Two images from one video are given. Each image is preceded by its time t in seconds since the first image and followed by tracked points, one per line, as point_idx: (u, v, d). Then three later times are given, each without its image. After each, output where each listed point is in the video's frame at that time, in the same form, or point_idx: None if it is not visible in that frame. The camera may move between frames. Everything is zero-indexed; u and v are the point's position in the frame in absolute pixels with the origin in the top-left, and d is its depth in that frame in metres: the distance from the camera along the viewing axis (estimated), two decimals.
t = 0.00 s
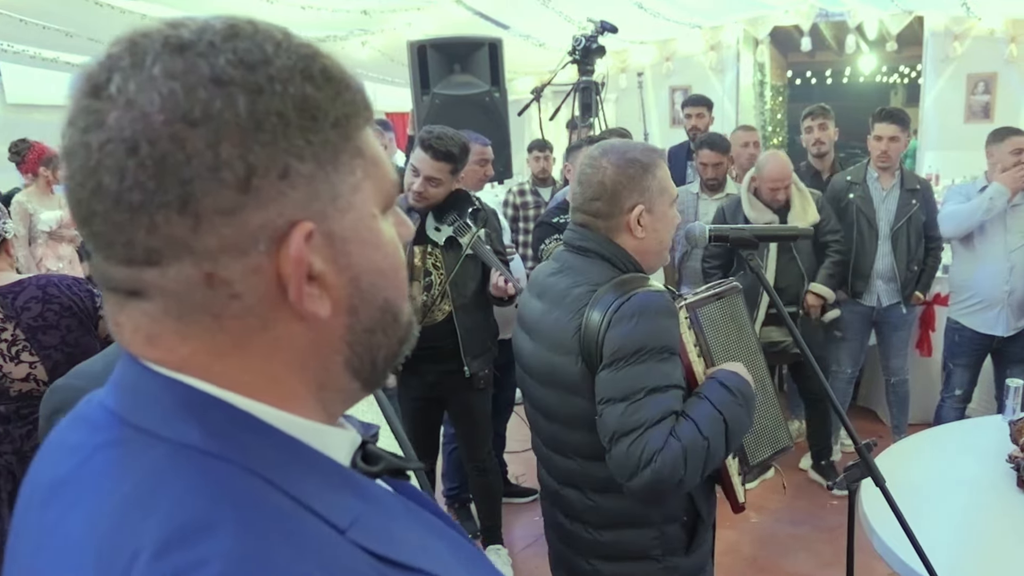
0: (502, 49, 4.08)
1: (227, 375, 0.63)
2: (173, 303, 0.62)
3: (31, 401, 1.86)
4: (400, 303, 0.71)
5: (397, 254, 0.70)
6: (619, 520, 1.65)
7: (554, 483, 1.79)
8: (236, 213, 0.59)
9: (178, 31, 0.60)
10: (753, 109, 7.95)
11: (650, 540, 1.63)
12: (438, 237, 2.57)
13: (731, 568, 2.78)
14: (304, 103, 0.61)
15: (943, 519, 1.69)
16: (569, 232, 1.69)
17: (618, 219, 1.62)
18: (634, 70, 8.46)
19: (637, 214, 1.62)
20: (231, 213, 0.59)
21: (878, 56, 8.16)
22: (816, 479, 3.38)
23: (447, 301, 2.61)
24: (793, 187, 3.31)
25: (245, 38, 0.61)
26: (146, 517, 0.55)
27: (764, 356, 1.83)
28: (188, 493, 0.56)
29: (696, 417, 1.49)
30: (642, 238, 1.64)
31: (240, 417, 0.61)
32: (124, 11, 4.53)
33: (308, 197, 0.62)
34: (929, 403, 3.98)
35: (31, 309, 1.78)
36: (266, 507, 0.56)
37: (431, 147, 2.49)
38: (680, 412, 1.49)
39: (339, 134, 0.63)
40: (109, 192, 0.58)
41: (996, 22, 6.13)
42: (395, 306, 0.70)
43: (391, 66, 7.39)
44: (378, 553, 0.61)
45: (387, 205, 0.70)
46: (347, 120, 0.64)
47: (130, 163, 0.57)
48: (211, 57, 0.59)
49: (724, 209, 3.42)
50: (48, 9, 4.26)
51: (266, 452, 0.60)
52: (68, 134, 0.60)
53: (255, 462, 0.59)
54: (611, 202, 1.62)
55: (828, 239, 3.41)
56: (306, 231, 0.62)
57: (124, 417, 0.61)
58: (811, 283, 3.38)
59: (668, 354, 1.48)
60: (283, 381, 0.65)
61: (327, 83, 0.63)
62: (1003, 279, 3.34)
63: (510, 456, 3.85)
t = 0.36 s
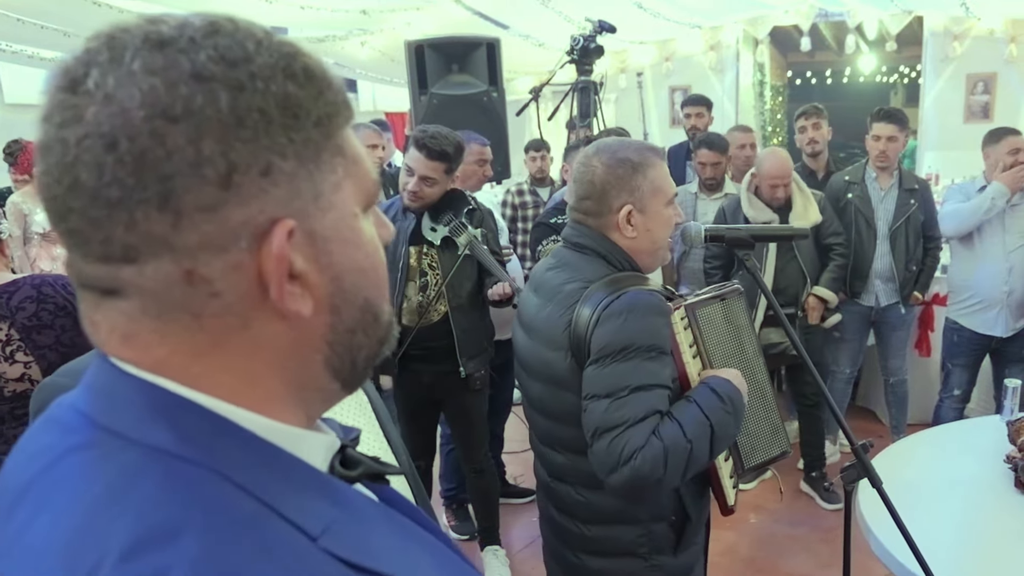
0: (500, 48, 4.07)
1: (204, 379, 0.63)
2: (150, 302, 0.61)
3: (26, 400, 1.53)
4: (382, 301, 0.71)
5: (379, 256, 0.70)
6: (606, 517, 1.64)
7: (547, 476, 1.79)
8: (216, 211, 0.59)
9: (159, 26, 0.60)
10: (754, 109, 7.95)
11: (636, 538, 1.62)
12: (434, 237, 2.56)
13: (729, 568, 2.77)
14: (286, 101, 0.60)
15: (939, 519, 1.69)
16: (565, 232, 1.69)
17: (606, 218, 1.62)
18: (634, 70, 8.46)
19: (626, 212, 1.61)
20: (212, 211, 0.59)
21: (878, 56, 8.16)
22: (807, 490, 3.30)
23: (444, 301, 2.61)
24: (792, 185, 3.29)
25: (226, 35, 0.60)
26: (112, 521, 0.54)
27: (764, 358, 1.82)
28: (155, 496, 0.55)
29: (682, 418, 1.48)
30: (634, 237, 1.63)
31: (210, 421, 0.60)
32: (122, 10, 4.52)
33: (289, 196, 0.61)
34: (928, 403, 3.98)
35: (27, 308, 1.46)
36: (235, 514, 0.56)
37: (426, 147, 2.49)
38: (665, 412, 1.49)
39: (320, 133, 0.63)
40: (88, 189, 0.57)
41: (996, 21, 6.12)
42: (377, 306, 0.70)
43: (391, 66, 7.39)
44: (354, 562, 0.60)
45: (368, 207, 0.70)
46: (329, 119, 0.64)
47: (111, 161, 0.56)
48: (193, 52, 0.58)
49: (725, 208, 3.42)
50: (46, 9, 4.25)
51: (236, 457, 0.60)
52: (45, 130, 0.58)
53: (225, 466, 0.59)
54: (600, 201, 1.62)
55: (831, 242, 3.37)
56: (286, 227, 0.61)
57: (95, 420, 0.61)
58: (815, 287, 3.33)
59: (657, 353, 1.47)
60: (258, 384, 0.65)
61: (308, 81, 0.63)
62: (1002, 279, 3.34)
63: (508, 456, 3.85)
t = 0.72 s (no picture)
0: (497, 49, 4.07)
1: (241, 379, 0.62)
2: (224, 292, 0.60)
3: (22, 400, 1.44)
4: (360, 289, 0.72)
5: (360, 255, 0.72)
6: (598, 511, 1.65)
7: (544, 470, 1.79)
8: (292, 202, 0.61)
9: (170, 31, 0.60)
10: (751, 109, 7.96)
11: (628, 533, 1.62)
12: (431, 237, 2.56)
13: (726, 568, 2.78)
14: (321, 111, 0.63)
15: (936, 519, 1.69)
16: (566, 230, 1.70)
17: (602, 215, 1.63)
18: (632, 70, 8.46)
19: (619, 211, 1.61)
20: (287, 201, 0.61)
21: (876, 57, 8.16)
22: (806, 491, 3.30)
23: (440, 301, 2.61)
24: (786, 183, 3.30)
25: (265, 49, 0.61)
26: (133, 515, 0.54)
27: (762, 359, 1.82)
28: (170, 491, 0.54)
29: (673, 414, 1.48)
30: (628, 236, 1.63)
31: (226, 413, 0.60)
32: (120, 10, 4.52)
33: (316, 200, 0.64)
34: (925, 402, 3.98)
35: (23, 308, 1.41)
36: (258, 504, 0.56)
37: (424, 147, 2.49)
38: (656, 407, 1.49)
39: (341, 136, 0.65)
40: (182, 183, 0.56)
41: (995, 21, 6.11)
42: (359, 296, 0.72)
43: (388, 66, 7.38)
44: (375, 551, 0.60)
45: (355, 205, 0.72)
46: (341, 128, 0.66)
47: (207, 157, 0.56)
48: (209, 54, 0.58)
49: (720, 207, 3.42)
50: (43, 9, 4.25)
51: (245, 449, 0.59)
52: (105, 126, 0.55)
53: (236, 458, 0.58)
54: (594, 199, 1.63)
55: (825, 242, 3.37)
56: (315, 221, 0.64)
57: (100, 415, 0.59)
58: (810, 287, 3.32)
59: (649, 347, 1.48)
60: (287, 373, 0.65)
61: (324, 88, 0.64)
62: (999, 279, 3.34)
63: (506, 456, 3.85)
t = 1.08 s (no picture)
0: (496, 49, 4.07)
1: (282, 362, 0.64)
2: (277, 274, 0.61)
3: (22, 401, 1.43)
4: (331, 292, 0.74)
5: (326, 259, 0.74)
6: (594, 505, 1.65)
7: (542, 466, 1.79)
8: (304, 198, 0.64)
9: (178, 48, 0.60)
10: (749, 110, 7.96)
11: (623, 527, 1.63)
12: (431, 237, 2.57)
13: (724, 568, 2.78)
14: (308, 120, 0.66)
15: (933, 519, 1.69)
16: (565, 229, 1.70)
17: (598, 215, 1.64)
18: (630, 70, 8.46)
19: (616, 210, 1.62)
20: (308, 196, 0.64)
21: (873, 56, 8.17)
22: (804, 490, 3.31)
23: (440, 301, 2.62)
24: (777, 183, 3.32)
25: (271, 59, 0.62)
26: (265, 476, 0.53)
27: (761, 360, 1.83)
28: (290, 453, 0.55)
29: (670, 408, 1.49)
30: (625, 235, 1.63)
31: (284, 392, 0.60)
32: (118, 11, 4.52)
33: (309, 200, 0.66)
34: (923, 402, 3.99)
35: (22, 309, 1.40)
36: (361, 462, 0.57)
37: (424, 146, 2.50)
38: (653, 401, 1.49)
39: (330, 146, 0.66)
40: (251, 176, 0.58)
41: (991, 22, 6.11)
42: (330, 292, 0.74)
43: (386, 66, 7.38)
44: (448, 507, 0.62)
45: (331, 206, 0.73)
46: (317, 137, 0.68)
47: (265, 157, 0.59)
48: (214, 77, 0.59)
49: (713, 208, 3.42)
50: (41, 9, 4.25)
51: (303, 421, 0.60)
52: (165, 129, 0.54)
53: (309, 427, 0.59)
54: (593, 198, 1.64)
55: (816, 243, 3.38)
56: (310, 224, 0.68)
57: (160, 405, 0.57)
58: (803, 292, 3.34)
59: (647, 342, 1.48)
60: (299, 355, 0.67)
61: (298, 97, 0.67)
62: (996, 280, 3.34)
63: (505, 456, 3.86)
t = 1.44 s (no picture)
0: (494, 49, 4.07)
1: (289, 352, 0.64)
2: (284, 270, 0.62)
3: (16, 401, 1.40)
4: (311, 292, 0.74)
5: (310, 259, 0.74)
6: (592, 500, 1.65)
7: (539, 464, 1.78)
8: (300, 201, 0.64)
9: (188, 56, 0.60)
10: (748, 109, 7.98)
11: (619, 523, 1.63)
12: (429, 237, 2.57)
13: (722, 567, 2.79)
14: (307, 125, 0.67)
15: (929, 518, 1.69)
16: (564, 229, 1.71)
17: (596, 214, 1.65)
18: (628, 70, 8.46)
19: (613, 210, 1.62)
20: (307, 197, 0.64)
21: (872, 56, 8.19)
22: (802, 489, 3.31)
23: (439, 301, 2.61)
24: (768, 183, 3.33)
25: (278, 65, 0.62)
26: (329, 458, 0.55)
27: (759, 360, 1.83)
28: (341, 436, 0.57)
29: (669, 402, 1.49)
30: (622, 234, 1.64)
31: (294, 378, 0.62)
32: (116, 11, 4.52)
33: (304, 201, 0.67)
34: (920, 402, 4.00)
35: (20, 309, 1.39)
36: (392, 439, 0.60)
37: (422, 145, 2.52)
38: (651, 395, 1.50)
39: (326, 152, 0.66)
40: (264, 178, 0.58)
41: (990, 23, 6.12)
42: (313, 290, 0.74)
43: (385, 66, 7.38)
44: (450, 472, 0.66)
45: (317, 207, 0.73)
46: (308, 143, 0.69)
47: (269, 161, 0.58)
48: (219, 81, 0.59)
49: (704, 209, 3.43)
50: (39, 9, 4.25)
51: (322, 405, 0.63)
52: (183, 132, 0.55)
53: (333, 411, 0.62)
54: (591, 196, 1.65)
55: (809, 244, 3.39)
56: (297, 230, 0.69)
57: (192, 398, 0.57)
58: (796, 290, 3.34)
59: (647, 337, 1.49)
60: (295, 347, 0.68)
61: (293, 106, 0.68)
62: (993, 280, 3.35)
63: (502, 456, 3.86)
